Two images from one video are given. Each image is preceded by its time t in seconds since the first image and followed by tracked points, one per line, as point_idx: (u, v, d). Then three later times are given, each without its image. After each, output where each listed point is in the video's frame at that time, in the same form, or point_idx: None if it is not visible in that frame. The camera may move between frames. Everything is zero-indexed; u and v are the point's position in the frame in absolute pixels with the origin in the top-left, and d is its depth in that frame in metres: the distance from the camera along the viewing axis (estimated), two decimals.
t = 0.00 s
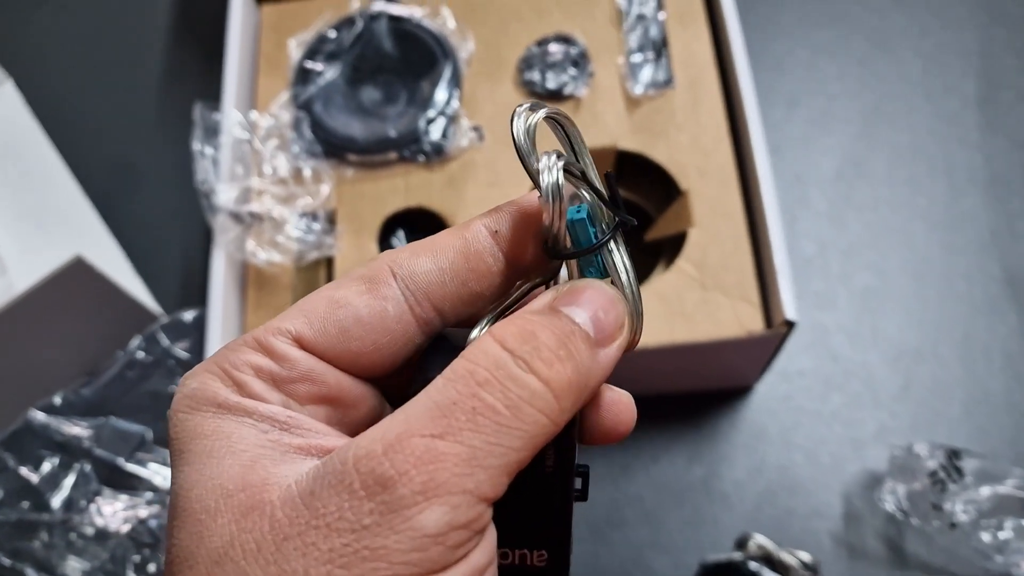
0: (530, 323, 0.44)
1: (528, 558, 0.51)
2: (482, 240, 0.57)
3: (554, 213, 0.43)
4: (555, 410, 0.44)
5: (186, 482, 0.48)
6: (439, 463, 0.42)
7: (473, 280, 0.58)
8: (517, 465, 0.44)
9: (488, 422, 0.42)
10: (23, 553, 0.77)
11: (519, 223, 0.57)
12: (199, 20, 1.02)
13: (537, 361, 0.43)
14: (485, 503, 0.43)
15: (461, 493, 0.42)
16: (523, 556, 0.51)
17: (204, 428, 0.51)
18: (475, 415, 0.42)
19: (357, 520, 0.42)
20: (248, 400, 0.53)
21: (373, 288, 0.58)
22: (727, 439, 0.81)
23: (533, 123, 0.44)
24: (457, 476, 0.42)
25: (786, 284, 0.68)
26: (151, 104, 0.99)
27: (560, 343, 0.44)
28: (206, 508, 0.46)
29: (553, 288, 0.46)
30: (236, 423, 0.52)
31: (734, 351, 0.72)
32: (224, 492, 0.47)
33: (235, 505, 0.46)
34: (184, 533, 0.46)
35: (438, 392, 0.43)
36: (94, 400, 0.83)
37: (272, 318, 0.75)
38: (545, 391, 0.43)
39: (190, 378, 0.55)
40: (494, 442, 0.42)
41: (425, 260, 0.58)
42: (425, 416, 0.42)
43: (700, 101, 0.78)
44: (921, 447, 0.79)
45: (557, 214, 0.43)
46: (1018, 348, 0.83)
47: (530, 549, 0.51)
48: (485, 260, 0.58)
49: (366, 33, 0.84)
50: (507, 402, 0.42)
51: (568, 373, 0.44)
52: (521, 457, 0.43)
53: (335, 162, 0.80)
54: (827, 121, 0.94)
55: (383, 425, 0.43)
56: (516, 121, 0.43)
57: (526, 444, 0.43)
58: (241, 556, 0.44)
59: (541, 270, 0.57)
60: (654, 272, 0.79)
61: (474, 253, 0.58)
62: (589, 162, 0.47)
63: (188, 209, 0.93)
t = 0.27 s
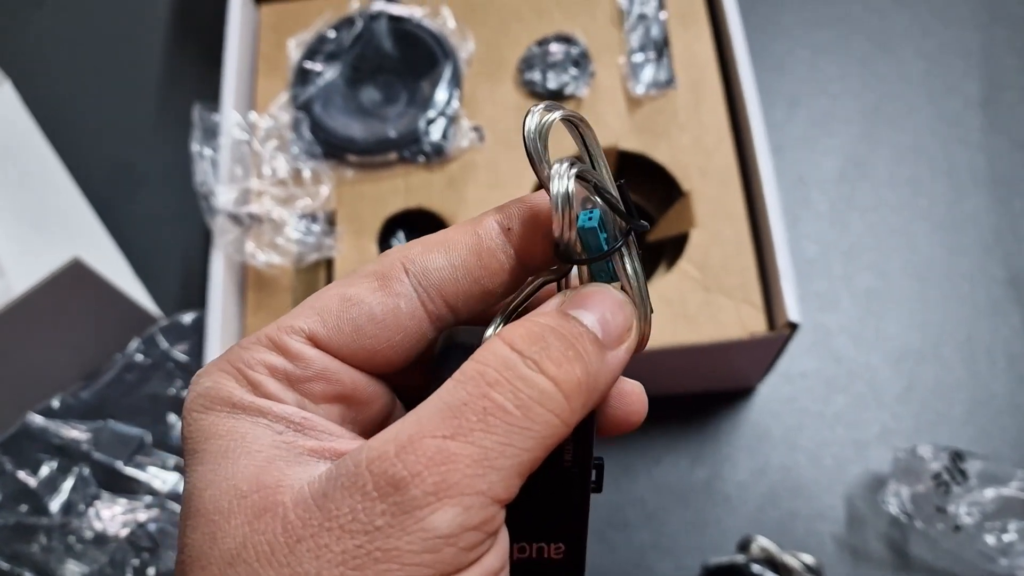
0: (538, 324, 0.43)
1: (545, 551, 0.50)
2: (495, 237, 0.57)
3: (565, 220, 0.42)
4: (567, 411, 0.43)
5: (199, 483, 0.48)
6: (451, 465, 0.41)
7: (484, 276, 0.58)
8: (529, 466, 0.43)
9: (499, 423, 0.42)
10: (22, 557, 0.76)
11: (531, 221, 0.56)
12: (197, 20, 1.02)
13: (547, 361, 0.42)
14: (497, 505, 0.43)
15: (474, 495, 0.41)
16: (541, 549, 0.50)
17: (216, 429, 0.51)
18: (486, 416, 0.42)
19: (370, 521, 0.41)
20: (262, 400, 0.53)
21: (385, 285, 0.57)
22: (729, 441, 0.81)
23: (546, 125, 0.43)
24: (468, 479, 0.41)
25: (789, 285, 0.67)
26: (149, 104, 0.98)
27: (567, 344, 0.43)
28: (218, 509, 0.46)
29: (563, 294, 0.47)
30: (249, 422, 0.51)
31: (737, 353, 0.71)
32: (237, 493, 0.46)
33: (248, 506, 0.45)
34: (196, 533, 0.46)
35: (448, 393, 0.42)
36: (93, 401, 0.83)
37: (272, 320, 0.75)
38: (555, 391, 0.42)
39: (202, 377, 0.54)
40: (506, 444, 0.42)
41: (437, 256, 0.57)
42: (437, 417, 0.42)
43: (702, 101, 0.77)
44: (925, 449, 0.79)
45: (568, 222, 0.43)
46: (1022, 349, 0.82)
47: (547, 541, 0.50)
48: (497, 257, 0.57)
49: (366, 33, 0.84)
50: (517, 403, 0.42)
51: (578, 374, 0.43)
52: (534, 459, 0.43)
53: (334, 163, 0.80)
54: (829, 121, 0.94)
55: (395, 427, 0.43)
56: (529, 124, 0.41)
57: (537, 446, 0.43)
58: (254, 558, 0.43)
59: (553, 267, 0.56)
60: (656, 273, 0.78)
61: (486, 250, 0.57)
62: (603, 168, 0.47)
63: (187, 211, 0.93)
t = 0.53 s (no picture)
0: (557, 331, 0.43)
1: (562, 552, 0.51)
2: (512, 235, 0.57)
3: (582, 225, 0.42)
4: (587, 420, 0.43)
5: (217, 486, 0.48)
6: (472, 473, 0.41)
7: (500, 276, 0.57)
8: (550, 474, 0.43)
9: (520, 431, 0.41)
10: (22, 557, 0.76)
11: (547, 221, 0.56)
12: (197, 19, 1.01)
13: (566, 370, 0.42)
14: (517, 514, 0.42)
15: (495, 504, 0.41)
16: (558, 551, 0.51)
17: (235, 432, 0.51)
18: (507, 423, 0.42)
19: (392, 527, 0.41)
20: (281, 403, 0.53)
21: (402, 283, 0.57)
22: (731, 441, 0.81)
23: (562, 130, 0.42)
24: (488, 487, 0.41)
25: (791, 285, 0.67)
26: (149, 104, 0.98)
27: (587, 353, 0.43)
28: (236, 513, 0.46)
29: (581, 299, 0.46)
30: (268, 425, 0.51)
31: (738, 353, 0.71)
32: (256, 497, 0.46)
33: (268, 511, 0.45)
34: (214, 537, 0.46)
35: (469, 401, 0.42)
36: (93, 402, 0.83)
37: (272, 320, 0.75)
38: (575, 401, 0.42)
39: (219, 379, 0.54)
40: (527, 452, 0.42)
41: (455, 254, 0.57)
42: (458, 425, 0.42)
43: (703, 101, 0.77)
44: (927, 450, 0.79)
45: (584, 229, 0.42)
46: None
47: (564, 544, 0.50)
48: (513, 256, 0.57)
49: (366, 32, 0.83)
50: (538, 411, 0.42)
51: (597, 383, 0.43)
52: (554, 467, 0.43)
53: (335, 163, 0.80)
54: (830, 120, 0.93)
55: (417, 433, 0.42)
56: (545, 130, 0.41)
57: (557, 455, 0.42)
58: (274, 563, 0.43)
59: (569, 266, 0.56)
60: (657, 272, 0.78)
61: (503, 249, 0.57)
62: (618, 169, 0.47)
63: (187, 211, 0.93)
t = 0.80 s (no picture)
0: (547, 328, 0.43)
1: (562, 550, 0.51)
2: (503, 228, 0.56)
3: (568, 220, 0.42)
4: (580, 413, 0.43)
5: (218, 483, 0.48)
6: (468, 466, 0.41)
7: (493, 269, 0.57)
8: (546, 466, 0.43)
9: (514, 425, 0.41)
10: (22, 557, 0.76)
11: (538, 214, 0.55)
12: (197, 18, 1.01)
13: (557, 366, 0.42)
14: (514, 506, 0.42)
15: (492, 496, 0.41)
16: (557, 549, 0.51)
17: (237, 429, 0.51)
18: (502, 417, 0.41)
19: (389, 521, 0.41)
20: (282, 399, 0.52)
21: (397, 275, 0.57)
22: (731, 440, 0.81)
23: (546, 130, 0.42)
24: (485, 479, 0.41)
25: (792, 284, 0.67)
26: (149, 103, 0.98)
27: (577, 348, 0.43)
28: (238, 509, 0.46)
29: (573, 295, 0.46)
30: (268, 421, 0.51)
31: (739, 352, 0.71)
32: (257, 494, 0.46)
33: (269, 507, 0.45)
34: (216, 534, 0.46)
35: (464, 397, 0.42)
36: (93, 401, 0.83)
37: (273, 319, 0.75)
38: (567, 395, 0.42)
39: (223, 378, 0.54)
40: (523, 445, 0.42)
41: (447, 247, 0.57)
42: (454, 420, 0.42)
43: (704, 99, 0.77)
44: (928, 449, 0.79)
45: (569, 224, 0.42)
46: None
47: (564, 541, 0.50)
48: (505, 248, 0.56)
49: (366, 31, 0.83)
50: (531, 404, 0.42)
51: (587, 379, 0.43)
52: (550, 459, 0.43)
53: (335, 162, 0.79)
54: (831, 119, 0.93)
55: (414, 428, 0.42)
56: (529, 127, 0.42)
57: (552, 447, 0.42)
58: (276, 559, 0.43)
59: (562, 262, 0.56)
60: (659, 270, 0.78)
61: (494, 242, 0.56)
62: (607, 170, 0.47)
63: (187, 210, 0.93)
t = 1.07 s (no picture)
0: (515, 304, 0.43)
1: (547, 563, 0.51)
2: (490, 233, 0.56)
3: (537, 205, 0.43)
4: (552, 385, 0.42)
5: (206, 476, 0.48)
6: (439, 446, 0.41)
7: (481, 272, 0.57)
8: (523, 441, 0.42)
9: (485, 403, 0.42)
10: (23, 557, 0.76)
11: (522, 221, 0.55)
12: (197, 17, 1.01)
13: (524, 340, 0.42)
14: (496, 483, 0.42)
15: (468, 474, 0.41)
16: (542, 561, 0.51)
17: (226, 422, 0.51)
18: (472, 396, 0.42)
19: (366, 507, 0.41)
20: (271, 390, 0.53)
21: (389, 275, 0.58)
22: (731, 440, 0.81)
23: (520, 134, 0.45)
24: (459, 458, 0.41)
25: (792, 284, 0.67)
26: (149, 103, 0.98)
27: (544, 318, 0.42)
28: (225, 501, 0.46)
29: (543, 257, 0.45)
30: (256, 413, 0.51)
31: (739, 353, 0.71)
32: (242, 486, 0.46)
33: (254, 500, 0.45)
34: (206, 529, 0.46)
35: (437, 381, 0.43)
36: (94, 401, 0.83)
37: (273, 319, 0.75)
38: (538, 369, 0.42)
39: (219, 373, 0.54)
40: (496, 423, 0.42)
41: (436, 248, 0.57)
42: (428, 404, 0.42)
43: (704, 99, 0.77)
44: (928, 448, 0.79)
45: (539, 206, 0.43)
46: None
47: (549, 554, 0.51)
48: (491, 252, 0.57)
49: (366, 31, 0.83)
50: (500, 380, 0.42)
51: (556, 347, 0.42)
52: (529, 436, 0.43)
53: (335, 162, 0.79)
54: (831, 119, 0.94)
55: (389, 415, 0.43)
56: (503, 129, 0.44)
57: (526, 421, 0.42)
58: (260, 550, 0.43)
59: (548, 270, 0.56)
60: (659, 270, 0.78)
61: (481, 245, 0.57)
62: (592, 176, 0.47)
63: (187, 210, 0.93)
